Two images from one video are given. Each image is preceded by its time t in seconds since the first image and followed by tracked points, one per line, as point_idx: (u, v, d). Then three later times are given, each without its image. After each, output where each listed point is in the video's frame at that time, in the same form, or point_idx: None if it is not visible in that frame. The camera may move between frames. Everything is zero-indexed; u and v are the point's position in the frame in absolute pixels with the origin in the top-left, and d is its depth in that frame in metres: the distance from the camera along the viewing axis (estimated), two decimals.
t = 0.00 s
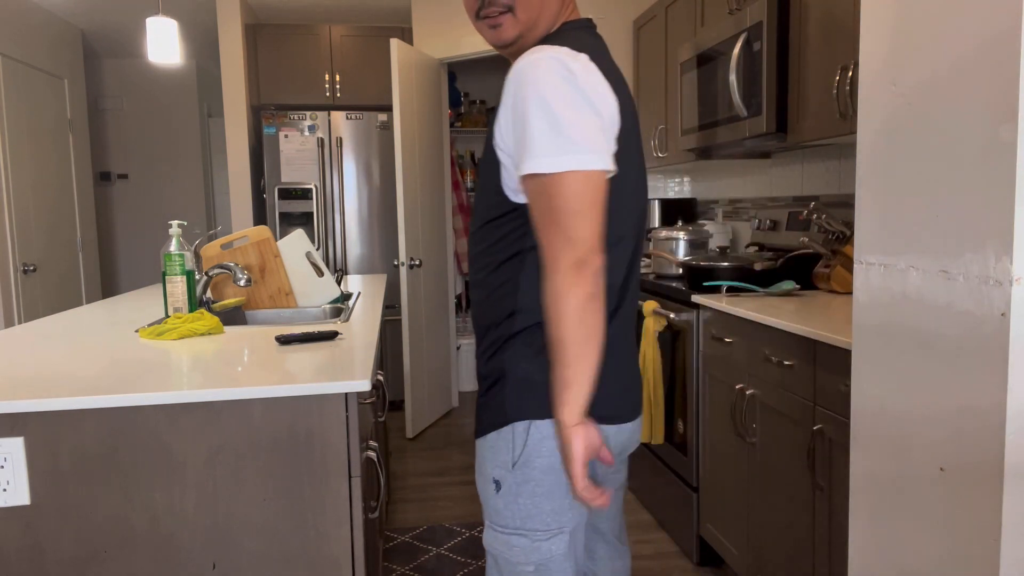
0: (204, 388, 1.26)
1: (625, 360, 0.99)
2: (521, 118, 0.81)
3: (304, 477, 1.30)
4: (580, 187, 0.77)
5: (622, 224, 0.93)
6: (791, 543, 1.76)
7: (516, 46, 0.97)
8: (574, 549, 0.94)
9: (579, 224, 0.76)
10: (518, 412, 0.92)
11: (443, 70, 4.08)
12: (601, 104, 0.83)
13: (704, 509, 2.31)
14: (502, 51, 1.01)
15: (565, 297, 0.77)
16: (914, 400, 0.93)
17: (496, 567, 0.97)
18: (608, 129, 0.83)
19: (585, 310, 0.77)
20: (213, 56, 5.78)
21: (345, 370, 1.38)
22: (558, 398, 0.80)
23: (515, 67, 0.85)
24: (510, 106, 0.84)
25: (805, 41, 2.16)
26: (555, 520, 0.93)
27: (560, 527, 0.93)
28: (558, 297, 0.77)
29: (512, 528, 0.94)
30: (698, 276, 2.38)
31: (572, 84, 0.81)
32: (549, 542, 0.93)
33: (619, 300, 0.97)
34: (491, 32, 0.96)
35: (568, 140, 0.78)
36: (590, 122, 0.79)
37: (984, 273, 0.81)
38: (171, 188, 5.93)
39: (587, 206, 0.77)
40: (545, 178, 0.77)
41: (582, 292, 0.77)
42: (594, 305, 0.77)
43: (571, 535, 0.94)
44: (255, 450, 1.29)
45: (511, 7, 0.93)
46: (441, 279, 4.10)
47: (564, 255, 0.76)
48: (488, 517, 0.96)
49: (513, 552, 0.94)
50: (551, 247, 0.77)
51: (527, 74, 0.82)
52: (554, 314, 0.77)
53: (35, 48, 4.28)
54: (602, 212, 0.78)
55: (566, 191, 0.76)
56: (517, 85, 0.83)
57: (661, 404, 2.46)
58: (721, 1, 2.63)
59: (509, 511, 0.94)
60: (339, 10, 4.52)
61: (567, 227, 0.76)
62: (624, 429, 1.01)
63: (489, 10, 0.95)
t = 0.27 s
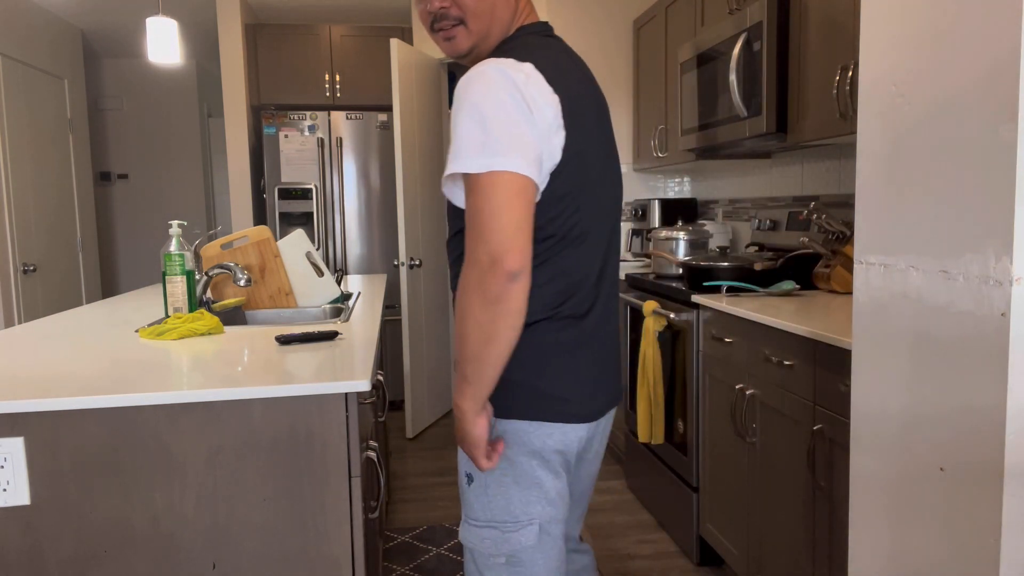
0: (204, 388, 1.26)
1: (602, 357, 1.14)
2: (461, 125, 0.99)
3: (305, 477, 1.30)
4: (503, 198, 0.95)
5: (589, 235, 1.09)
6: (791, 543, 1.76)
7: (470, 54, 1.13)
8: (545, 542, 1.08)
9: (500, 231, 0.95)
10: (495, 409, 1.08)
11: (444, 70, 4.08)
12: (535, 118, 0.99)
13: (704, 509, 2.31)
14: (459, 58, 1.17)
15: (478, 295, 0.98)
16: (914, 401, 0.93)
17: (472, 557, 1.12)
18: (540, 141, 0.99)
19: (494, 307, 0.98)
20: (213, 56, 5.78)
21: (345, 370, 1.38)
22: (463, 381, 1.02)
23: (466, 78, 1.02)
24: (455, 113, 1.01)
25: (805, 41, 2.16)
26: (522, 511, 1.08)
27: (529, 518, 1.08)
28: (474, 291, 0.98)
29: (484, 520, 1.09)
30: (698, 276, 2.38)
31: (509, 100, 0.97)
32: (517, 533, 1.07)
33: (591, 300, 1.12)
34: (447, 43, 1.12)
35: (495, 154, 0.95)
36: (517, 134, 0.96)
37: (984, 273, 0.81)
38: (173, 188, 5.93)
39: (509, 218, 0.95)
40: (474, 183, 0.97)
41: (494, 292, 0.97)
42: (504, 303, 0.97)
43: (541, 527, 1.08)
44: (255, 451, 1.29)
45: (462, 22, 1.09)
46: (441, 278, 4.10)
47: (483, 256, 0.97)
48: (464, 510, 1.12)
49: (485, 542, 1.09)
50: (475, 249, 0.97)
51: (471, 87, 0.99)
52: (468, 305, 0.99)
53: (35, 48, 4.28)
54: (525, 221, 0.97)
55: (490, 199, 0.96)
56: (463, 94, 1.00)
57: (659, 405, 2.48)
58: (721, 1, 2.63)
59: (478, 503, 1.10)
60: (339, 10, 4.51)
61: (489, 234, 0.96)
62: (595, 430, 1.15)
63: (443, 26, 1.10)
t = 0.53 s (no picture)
0: (204, 388, 1.26)
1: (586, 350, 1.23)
2: (454, 131, 1.10)
3: (305, 477, 1.30)
4: (493, 206, 1.06)
5: (572, 235, 1.19)
6: (791, 542, 1.76)
7: (461, 56, 1.23)
8: (533, 523, 1.18)
9: (489, 235, 1.07)
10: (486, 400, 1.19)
11: (444, 70, 4.08)
12: (522, 123, 1.09)
13: (704, 509, 2.31)
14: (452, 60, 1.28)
15: (472, 293, 1.09)
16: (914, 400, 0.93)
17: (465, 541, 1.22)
18: (526, 144, 1.09)
19: (484, 305, 1.09)
20: (213, 56, 5.78)
21: (345, 370, 1.38)
22: (457, 372, 1.14)
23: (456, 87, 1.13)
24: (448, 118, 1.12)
25: (806, 41, 2.16)
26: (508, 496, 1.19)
27: (515, 501, 1.19)
28: (466, 291, 1.10)
29: (473, 504, 1.21)
30: (697, 276, 2.38)
31: (497, 106, 1.08)
32: (504, 515, 1.18)
33: (574, 294, 1.21)
34: (440, 46, 1.22)
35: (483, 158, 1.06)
36: (505, 137, 1.07)
37: (984, 273, 0.81)
38: (173, 188, 5.93)
39: (499, 224, 1.07)
40: (465, 187, 1.08)
41: (483, 292, 1.08)
42: (492, 302, 1.09)
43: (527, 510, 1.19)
44: (255, 451, 1.29)
45: (454, 28, 1.19)
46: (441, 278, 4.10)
47: (474, 258, 1.08)
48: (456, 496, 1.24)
49: (474, 525, 1.20)
50: (467, 252, 1.09)
51: (461, 94, 1.10)
52: (461, 303, 1.11)
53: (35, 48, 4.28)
54: (513, 226, 1.08)
55: (482, 204, 1.07)
56: (454, 102, 1.11)
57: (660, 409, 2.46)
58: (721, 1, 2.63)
59: (466, 489, 1.21)
60: (339, 10, 4.51)
61: (480, 239, 1.07)
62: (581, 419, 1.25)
63: (436, 31, 1.20)
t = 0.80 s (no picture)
0: (204, 388, 1.26)
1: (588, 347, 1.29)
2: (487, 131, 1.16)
3: (305, 477, 1.30)
4: (523, 203, 1.13)
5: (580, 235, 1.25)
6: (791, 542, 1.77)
7: (492, 65, 1.32)
8: (529, 496, 1.25)
9: (520, 230, 1.13)
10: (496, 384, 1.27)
11: (444, 70, 4.08)
12: (550, 126, 1.16)
13: (704, 509, 2.31)
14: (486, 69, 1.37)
15: (502, 283, 1.15)
16: (913, 400, 0.93)
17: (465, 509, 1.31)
18: (553, 147, 1.16)
19: (508, 294, 1.16)
20: (212, 56, 5.78)
21: (345, 370, 1.38)
22: (481, 357, 1.20)
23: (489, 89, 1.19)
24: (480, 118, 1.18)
25: (806, 41, 2.16)
26: (506, 469, 1.26)
27: (513, 474, 1.26)
28: (492, 280, 1.16)
29: (475, 475, 1.29)
30: (697, 275, 2.38)
31: (529, 108, 1.15)
32: (502, 487, 1.26)
33: (581, 291, 1.27)
34: (473, 55, 1.31)
35: (516, 160, 1.13)
36: (535, 140, 1.13)
37: (984, 273, 0.81)
38: (173, 188, 5.93)
39: (526, 220, 1.13)
40: (497, 184, 1.14)
41: (511, 281, 1.15)
42: (517, 292, 1.15)
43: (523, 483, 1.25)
44: (255, 451, 1.29)
45: (486, 39, 1.28)
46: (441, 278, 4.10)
47: (502, 250, 1.14)
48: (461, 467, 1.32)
49: (475, 495, 1.28)
50: (497, 243, 1.15)
51: (495, 96, 1.17)
52: (488, 292, 1.17)
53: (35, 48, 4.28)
54: (538, 223, 1.14)
55: (513, 202, 1.13)
56: (487, 103, 1.17)
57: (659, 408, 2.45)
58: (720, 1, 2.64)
59: (468, 462, 1.29)
60: (339, 10, 4.51)
61: (510, 233, 1.13)
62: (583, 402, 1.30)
63: (471, 42, 1.29)
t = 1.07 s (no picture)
0: (204, 388, 1.26)
1: (597, 334, 1.40)
2: (513, 130, 1.26)
3: (305, 477, 1.30)
4: (537, 199, 1.23)
5: (594, 236, 1.37)
6: (791, 542, 1.77)
7: (520, 71, 1.43)
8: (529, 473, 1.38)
9: (532, 225, 1.24)
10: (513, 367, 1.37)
11: (444, 70, 4.08)
12: (572, 128, 1.27)
13: (704, 509, 2.31)
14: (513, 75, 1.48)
15: (515, 273, 1.26)
16: (913, 399, 0.93)
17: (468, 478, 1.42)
18: (573, 147, 1.27)
19: (521, 284, 1.27)
20: (212, 56, 5.77)
21: (345, 370, 1.38)
22: (495, 341, 1.31)
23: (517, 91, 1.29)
24: (507, 117, 1.28)
25: (806, 41, 2.16)
26: (509, 449, 1.37)
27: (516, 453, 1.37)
28: (506, 270, 1.27)
29: (479, 449, 1.40)
30: (697, 275, 2.38)
31: (554, 111, 1.25)
32: (506, 463, 1.37)
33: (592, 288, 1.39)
34: (503, 61, 1.42)
35: (537, 160, 1.23)
36: (559, 140, 1.24)
37: (985, 273, 0.81)
38: (173, 188, 5.93)
39: (538, 215, 1.24)
40: (517, 181, 1.24)
41: (523, 272, 1.26)
42: (529, 281, 1.26)
43: (523, 463, 1.37)
44: (255, 451, 1.29)
45: (516, 47, 1.39)
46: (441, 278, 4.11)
47: (516, 243, 1.25)
48: (465, 440, 1.43)
49: (476, 467, 1.39)
50: (511, 236, 1.26)
51: (523, 97, 1.26)
52: (502, 281, 1.28)
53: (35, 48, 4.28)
54: (551, 220, 1.25)
55: (530, 198, 1.24)
56: (515, 103, 1.27)
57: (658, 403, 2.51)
58: (721, 1, 2.64)
59: (474, 437, 1.40)
60: (339, 10, 4.51)
61: (525, 228, 1.24)
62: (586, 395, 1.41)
63: (502, 49, 1.40)
